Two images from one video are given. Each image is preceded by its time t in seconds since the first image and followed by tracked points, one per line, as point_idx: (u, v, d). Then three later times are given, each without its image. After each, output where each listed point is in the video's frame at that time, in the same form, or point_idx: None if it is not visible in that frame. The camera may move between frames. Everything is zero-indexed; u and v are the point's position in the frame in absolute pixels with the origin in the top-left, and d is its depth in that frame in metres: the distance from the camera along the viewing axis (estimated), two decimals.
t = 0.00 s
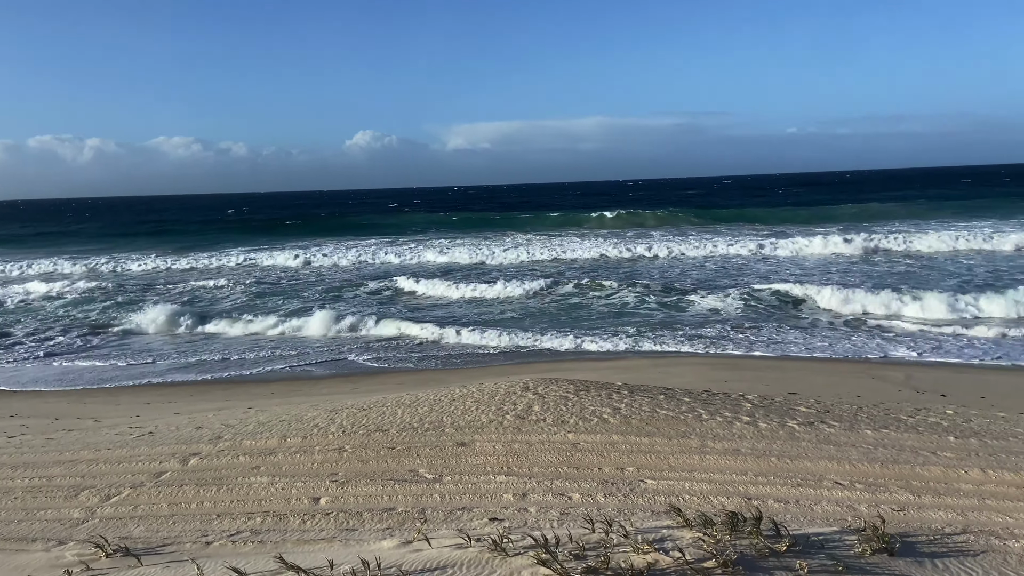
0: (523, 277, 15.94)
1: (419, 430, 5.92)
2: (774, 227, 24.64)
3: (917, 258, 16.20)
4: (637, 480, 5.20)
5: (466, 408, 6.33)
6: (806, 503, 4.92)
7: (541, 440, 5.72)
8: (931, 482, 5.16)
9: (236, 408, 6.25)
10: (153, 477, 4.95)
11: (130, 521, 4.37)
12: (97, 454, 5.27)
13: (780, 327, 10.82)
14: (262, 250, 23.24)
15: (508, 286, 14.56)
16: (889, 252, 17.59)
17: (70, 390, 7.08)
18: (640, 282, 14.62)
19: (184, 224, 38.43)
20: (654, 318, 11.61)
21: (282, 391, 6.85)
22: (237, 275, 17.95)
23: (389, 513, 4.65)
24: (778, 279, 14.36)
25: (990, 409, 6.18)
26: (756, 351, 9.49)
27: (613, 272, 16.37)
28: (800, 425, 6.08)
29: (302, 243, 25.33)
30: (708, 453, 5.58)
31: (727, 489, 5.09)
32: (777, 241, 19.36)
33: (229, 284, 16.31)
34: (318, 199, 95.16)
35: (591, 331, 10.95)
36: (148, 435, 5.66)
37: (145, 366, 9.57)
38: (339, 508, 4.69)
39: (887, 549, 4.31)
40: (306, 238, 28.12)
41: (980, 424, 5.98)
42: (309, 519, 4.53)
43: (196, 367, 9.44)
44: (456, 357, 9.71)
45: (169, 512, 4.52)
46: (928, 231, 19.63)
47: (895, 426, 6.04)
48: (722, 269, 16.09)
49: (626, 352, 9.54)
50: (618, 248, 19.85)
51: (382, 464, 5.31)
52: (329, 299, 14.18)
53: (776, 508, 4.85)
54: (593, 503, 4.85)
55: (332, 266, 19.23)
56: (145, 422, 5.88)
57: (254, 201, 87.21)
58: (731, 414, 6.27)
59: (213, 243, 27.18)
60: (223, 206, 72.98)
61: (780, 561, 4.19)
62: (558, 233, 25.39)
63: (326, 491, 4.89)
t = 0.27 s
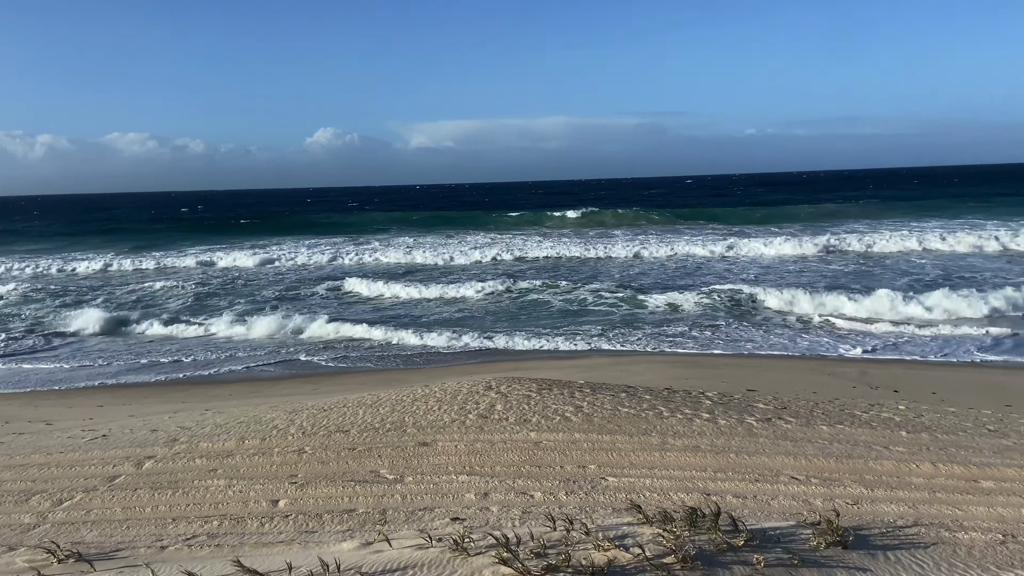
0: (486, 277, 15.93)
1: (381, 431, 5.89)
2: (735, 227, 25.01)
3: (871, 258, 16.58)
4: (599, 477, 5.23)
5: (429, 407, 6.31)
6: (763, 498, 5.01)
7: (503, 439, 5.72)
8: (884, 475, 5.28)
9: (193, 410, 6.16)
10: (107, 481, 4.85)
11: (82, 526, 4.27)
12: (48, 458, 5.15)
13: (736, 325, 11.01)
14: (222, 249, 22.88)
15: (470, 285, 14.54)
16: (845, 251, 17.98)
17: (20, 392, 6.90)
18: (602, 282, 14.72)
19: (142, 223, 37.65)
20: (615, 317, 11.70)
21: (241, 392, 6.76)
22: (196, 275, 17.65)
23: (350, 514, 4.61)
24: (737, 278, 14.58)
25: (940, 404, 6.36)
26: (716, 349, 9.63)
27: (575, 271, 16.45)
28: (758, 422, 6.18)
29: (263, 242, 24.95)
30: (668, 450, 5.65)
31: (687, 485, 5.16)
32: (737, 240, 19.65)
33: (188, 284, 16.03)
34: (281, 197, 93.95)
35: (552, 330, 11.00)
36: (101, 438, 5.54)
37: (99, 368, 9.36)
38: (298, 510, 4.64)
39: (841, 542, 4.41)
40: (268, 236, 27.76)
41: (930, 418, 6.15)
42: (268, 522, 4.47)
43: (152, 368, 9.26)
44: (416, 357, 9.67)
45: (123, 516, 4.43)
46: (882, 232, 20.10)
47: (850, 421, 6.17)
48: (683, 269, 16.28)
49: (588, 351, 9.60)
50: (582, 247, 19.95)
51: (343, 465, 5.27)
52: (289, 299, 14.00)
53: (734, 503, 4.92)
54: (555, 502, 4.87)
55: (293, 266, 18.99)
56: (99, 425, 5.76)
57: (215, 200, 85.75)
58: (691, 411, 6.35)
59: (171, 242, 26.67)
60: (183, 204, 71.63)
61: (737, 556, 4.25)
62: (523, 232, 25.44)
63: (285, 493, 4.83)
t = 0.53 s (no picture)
0: (450, 277, 15.90)
1: (341, 432, 5.85)
2: (697, 228, 25.33)
3: (828, 259, 16.94)
4: (560, 477, 5.26)
5: (390, 408, 6.28)
6: (722, 495, 5.08)
7: (465, 440, 5.72)
8: (838, 472, 5.40)
9: (149, 412, 6.05)
10: (59, 486, 4.74)
11: (34, 532, 4.17)
12: None
13: (698, 326, 11.15)
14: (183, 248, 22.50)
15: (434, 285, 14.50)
16: (802, 251, 18.33)
17: None
18: (566, 282, 14.79)
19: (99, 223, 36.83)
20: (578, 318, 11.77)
21: (198, 394, 6.66)
22: (154, 276, 17.36)
23: (310, 517, 4.57)
24: (698, 279, 14.77)
25: (893, 401, 6.52)
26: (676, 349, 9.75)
27: (539, 272, 16.50)
28: (717, 420, 6.27)
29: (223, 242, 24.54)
30: (629, 448, 5.70)
31: (647, 484, 5.21)
32: (699, 241, 19.90)
33: (146, 285, 15.74)
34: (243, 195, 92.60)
35: (516, 331, 11.02)
36: (53, 442, 5.42)
37: (52, 369, 9.15)
38: (257, 513, 4.58)
39: (797, 538, 4.50)
40: (230, 235, 27.36)
41: (883, 416, 6.30)
42: (224, 526, 4.41)
43: (107, 370, 9.08)
44: (378, 359, 9.61)
45: (76, 522, 4.33)
46: (839, 233, 20.53)
47: (806, 419, 6.30)
48: (646, 269, 16.44)
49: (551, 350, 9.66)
50: (546, 247, 20.02)
51: (303, 467, 5.22)
52: (249, 300, 13.80)
53: (694, 501, 4.99)
54: (517, 502, 4.88)
55: (255, 265, 18.73)
56: (51, 428, 5.63)
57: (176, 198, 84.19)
58: (652, 410, 6.42)
59: (129, 241, 26.14)
60: (143, 203, 70.23)
61: (695, 553, 4.31)
62: (488, 233, 25.43)
63: (243, 497, 4.77)
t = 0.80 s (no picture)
0: (415, 279, 15.83)
1: (303, 435, 5.80)
2: (662, 231, 25.59)
3: (788, 262, 17.24)
4: (524, 478, 5.27)
5: (354, 411, 6.24)
6: (683, 495, 5.14)
7: (429, 442, 5.70)
8: (797, 470, 5.50)
9: (106, 416, 5.94)
10: (10, 492, 4.63)
11: None
12: None
13: (662, 328, 11.27)
14: (143, 248, 22.08)
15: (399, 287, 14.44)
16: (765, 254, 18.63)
17: None
18: (531, 284, 14.84)
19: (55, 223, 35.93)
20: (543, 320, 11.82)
21: (157, 397, 6.55)
22: (113, 277, 17.01)
23: (270, 521, 4.51)
24: (662, 281, 14.93)
25: (850, 401, 6.65)
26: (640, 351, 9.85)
27: (504, 274, 16.51)
28: (680, 421, 6.34)
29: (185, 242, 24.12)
30: (593, 449, 5.73)
31: (610, 484, 5.25)
32: (663, 244, 20.11)
33: (104, 286, 15.42)
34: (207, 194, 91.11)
35: (480, 334, 11.02)
36: (4, 447, 5.29)
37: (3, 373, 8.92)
38: (216, 518, 4.52)
39: (756, 537, 4.57)
40: (192, 236, 26.91)
41: (840, 416, 6.43)
42: (182, 531, 4.34)
43: (61, 373, 8.88)
44: (341, 361, 9.54)
45: (27, 528, 4.23)
46: (799, 237, 20.91)
47: (766, 419, 6.40)
48: (611, 272, 16.56)
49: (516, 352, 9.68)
50: (513, 248, 20.05)
51: (264, 471, 5.16)
52: (210, 302, 13.59)
53: (655, 501, 5.04)
54: (480, 504, 4.88)
55: (218, 266, 18.45)
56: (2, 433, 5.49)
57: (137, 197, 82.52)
58: (615, 411, 6.47)
59: (87, 241, 25.59)
60: (102, 202, 68.71)
61: (657, 552, 4.35)
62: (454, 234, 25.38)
63: (202, 501, 4.70)
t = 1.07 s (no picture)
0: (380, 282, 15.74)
1: (265, 439, 5.73)
2: (627, 235, 25.79)
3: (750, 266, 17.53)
4: (489, 481, 5.27)
5: (316, 415, 6.18)
6: (646, 496, 5.18)
7: (393, 445, 5.67)
8: (757, 471, 5.58)
9: (61, 421, 5.80)
10: None
11: None
12: None
13: (627, 331, 11.38)
14: (101, 249, 21.60)
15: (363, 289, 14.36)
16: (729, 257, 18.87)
17: None
18: (497, 287, 14.85)
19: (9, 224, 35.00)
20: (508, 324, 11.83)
21: (114, 401, 6.41)
22: (70, 279, 16.62)
23: (230, 527, 4.44)
24: (626, 285, 15.05)
25: (809, 402, 6.78)
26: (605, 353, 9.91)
27: (470, 277, 16.50)
28: (643, 422, 6.39)
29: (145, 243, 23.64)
30: (557, 451, 5.75)
31: (574, 486, 5.27)
32: (628, 248, 20.29)
33: (60, 288, 15.06)
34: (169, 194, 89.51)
35: (445, 338, 11.00)
36: None
37: None
38: (175, 524, 4.43)
39: (717, 537, 4.62)
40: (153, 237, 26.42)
41: (800, 417, 6.54)
42: (140, 537, 4.25)
43: (14, 377, 8.65)
44: (304, 364, 9.45)
45: None
46: (761, 241, 21.25)
47: (728, 420, 6.49)
48: (577, 275, 16.65)
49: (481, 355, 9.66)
50: (479, 251, 20.05)
51: (224, 476, 5.08)
52: (170, 305, 13.35)
53: (619, 502, 5.07)
54: (444, 507, 4.86)
55: (179, 267, 18.13)
56: None
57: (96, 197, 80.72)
58: (580, 413, 6.50)
59: (43, 242, 24.98)
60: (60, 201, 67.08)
61: (620, 554, 4.38)
62: (420, 236, 25.30)
63: (160, 507, 4.61)
